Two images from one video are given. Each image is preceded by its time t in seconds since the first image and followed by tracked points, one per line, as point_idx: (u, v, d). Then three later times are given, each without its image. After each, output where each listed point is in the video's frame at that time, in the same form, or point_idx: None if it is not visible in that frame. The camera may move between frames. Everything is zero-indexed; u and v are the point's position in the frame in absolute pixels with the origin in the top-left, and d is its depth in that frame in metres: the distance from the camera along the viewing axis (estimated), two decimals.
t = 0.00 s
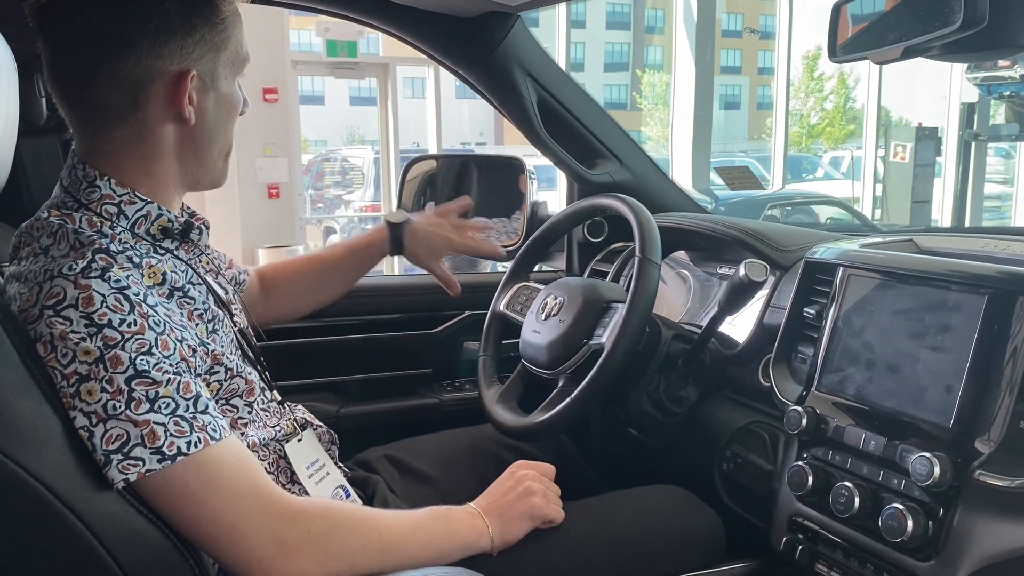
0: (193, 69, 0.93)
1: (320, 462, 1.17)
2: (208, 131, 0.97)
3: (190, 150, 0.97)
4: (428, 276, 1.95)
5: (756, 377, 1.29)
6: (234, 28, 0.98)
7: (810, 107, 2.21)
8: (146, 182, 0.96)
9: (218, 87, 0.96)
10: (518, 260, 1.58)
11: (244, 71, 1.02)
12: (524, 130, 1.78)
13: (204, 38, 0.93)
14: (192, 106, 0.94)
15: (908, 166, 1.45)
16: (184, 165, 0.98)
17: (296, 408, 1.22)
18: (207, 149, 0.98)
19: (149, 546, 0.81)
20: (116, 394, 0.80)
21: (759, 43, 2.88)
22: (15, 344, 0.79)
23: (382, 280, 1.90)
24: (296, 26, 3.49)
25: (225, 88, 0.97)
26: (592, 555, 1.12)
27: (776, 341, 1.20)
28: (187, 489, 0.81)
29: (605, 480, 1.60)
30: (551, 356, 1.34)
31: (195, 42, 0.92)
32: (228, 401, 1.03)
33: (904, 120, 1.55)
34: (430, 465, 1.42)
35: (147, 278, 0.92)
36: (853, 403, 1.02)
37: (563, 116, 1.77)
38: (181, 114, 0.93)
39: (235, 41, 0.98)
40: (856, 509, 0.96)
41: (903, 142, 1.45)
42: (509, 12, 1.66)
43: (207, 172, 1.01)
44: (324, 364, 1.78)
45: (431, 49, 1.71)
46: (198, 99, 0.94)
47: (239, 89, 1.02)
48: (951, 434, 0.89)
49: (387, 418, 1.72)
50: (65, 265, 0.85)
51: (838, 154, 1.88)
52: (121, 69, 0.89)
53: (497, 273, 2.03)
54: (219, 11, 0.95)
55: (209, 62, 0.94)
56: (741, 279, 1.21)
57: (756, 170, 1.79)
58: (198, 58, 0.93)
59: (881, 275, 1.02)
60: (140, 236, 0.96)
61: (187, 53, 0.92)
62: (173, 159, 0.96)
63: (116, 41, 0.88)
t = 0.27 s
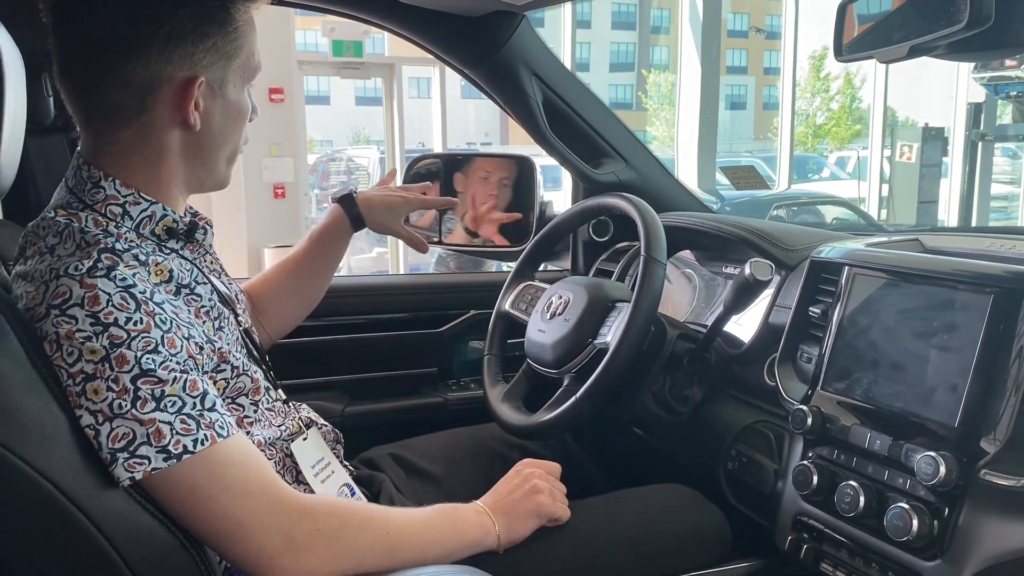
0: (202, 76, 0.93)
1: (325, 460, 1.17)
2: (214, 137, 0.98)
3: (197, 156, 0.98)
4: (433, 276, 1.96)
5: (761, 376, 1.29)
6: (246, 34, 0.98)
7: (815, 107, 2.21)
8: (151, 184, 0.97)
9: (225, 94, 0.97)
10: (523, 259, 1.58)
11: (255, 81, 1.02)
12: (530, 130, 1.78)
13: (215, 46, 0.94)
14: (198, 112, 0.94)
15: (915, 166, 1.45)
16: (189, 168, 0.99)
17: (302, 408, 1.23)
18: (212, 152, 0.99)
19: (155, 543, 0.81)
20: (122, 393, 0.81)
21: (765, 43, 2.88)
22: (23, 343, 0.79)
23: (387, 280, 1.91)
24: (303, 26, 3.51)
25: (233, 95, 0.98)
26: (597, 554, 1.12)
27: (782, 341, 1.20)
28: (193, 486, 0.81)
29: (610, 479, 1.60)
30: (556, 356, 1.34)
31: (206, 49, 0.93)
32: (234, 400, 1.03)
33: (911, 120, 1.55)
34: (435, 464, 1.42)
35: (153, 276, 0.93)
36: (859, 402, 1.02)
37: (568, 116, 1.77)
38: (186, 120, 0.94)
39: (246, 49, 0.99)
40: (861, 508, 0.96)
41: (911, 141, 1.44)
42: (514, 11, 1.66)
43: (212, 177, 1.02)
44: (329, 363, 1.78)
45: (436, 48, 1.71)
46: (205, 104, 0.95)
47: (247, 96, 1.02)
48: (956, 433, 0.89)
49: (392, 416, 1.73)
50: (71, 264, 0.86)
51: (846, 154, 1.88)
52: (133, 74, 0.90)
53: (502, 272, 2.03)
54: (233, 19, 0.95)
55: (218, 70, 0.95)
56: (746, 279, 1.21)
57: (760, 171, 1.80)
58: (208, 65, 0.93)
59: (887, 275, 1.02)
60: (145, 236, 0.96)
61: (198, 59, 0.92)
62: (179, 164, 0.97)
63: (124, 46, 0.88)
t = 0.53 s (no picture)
0: (226, 78, 0.94)
1: (331, 463, 1.17)
2: (235, 141, 0.98)
3: (214, 157, 0.98)
4: (437, 275, 1.96)
5: (765, 376, 1.29)
6: (274, 41, 0.98)
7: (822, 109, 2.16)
8: (167, 182, 0.97)
9: (248, 99, 0.97)
10: (527, 259, 1.58)
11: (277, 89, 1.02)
12: (534, 130, 1.78)
13: (242, 50, 0.94)
14: (221, 113, 0.95)
15: (919, 167, 1.46)
16: (205, 170, 0.98)
17: (305, 408, 1.24)
18: (231, 155, 0.98)
19: (160, 540, 0.81)
20: (129, 389, 0.81)
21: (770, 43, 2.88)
22: (26, 341, 0.80)
23: (391, 279, 1.91)
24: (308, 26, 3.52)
25: (256, 102, 0.98)
26: (599, 554, 1.12)
27: (785, 341, 1.20)
28: (197, 483, 0.82)
29: (613, 480, 1.60)
30: (559, 355, 1.34)
31: (233, 53, 0.93)
32: (238, 400, 1.03)
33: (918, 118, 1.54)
34: (438, 463, 1.43)
35: (160, 276, 0.93)
36: (862, 403, 1.02)
37: (573, 116, 1.77)
38: (208, 120, 0.94)
39: (271, 57, 0.99)
40: (865, 508, 0.96)
41: (915, 142, 1.46)
42: (518, 11, 1.66)
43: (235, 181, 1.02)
44: (333, 362, 1.79)
45: (441, 48, 1.71)
46: (227, 107, 0.95)
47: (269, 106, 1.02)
48: (960, 433, 0.89)
49: (395, 416, 1.73)
50: (80, 262, 0.86)
51: (850, 154, 1.84)
52: (159, 71, 0.91)
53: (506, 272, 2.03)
54: (261, 27, 0.95)
55: (243, 75, 0.95)
56: (750, 278, 1.21)
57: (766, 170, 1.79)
58: (233, 69, 0.94)
59: (891, 275, 1.02)
60: (155, 235, 0.97)
61: (224, 62, 0.93)
62: (195, 164, 0.97)
63: (150, 42, 0.90)
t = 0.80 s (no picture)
0: (245, 79, 0.95)
1: (333, 471, 1.18)
2: (249, 143, 0.98)
3: (228, 157, 0.98)
4: (440, 276, 1.96)
5: (767, 378, 1.28)
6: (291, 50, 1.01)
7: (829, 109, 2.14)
8: (180, 179, 0.97)
9: (263, 104, 0.98)
10: (529, 260, 1.58)
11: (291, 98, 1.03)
12: (537, 131, 1.79)
13: (261, 53, 0.96)
14: (237, 113, 0.96)
15: (925, 168, 1.44)
16: (218, 170, 0.99)
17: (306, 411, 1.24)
18: (244, 159, 0.99)
19: (160, 541, 0.82)
20: (134, 389, 0.81)
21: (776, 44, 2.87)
22: (27, 342, 0.80)
23: (394, 280, 1.91)
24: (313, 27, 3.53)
25: (270, 106, 0.99)
26: (599, 556, 1.12)
27: (786, 343, 1.20)
28: (200, 484, 0.82)
29: (615, 481, 1.60)
30: (561, 357, 1.34)
31: (252, 55, 0.95)
32: (238, 403, 1.04)
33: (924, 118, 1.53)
34: (439, 464, 1.43)
35: (166, 279, 0.93)
36: (862, 406, 1.02)
37: (575, 117, 1.77)
38: (225, 119, 0.95)
39: (288, 65, 1.01)
40: (865, 511, 0.95)
41: (921, 142, 1.44)
42: (521, 12, 1.66)
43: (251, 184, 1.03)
44: (335, 363, 1.79)
45: (445, 50, 1.71)
46: (244, 109, 0.96)
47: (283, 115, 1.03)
48: (961, 436, 0.89)
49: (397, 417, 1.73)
50: (87, 261, 0.86)
51: (854, 155, 1.89)
52: (184, 65, 0.92)
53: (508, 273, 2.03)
54: (280, 34, 0.98)
55: (260, 79, 0.97)
56: (750, 281, 1.22)
57: (769, 171, 1.77)
58: (252, 71, 0.96)
59: (893, 277, 1.01)
60: (164, 233, 0.97)
61: (245, 63, 0.95)
62: (208, 164, 0.98)
63: (182, 39, 0.91)
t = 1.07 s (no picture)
0: (246, 81, 0.95)
1: (338, 470, 1.18)
2: (250, 145, 0.99)
3: (229, 158, 0.99)
4: (444, 277, 1.96)
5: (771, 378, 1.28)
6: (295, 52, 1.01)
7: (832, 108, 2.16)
8: (183, 182, 0.98)
9: (265, 106, 0.98)
10: (533, 260, 1.58)
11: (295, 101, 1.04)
12: (541, 131, 1.79)
13: (263, 55, 0.96)
14: (238, 116, 0.96)
15: (931, 169, 1.43)
16: (220, 170, 0.99)
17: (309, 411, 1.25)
18: (246, 161, 1.00)
19: (163, 540, 0.82)
20: (137, 389, 0.82)
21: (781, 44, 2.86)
22: (32, 341, 0.81)
23: (398, 280, 1.92)
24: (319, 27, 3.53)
25: (273, 108, 0.99)
26: (602, 556, 1.12)
27: (790, 343, 1.20)
28: (202, 484, 0.82)
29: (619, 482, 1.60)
30: (565, 357, 1.34)
31: (254, 58, 0.95)
32: (241, 402, 1.04)
33: (929, 119, 1.53)
34: (443, 464, 1.43)
35: (169, 280, 0.93)
36: (866, 406, 1.01)
37: (579, 118, 1.77)
38: (225, 121, 0.95)
39: (292, 67, 1.01)
40: (869, 511, 0.95)
41: (928, 142, 1.42)
42: (525, 12, 1.66)
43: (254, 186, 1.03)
44: (340, 363, 1.80)
45: (449, 50, 1.72)
46: (245, 110, 0.96)
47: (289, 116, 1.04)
48: (965, 437, 0.89)
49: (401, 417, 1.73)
50: (90, 263, 0.87)
51: (861, 156, 1.80)
52: (185, 67, 0.92)
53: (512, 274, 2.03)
54: (283, 36, 0.98)
55: (262, 82, 0.97)
56: (756, 282, 1.21)
57: (774, 171, 1.77)
58: (253, 73, 0.96)
59: (898, 278, 1.01)
60: (167, 234, 0.97)
61: (245, 65, 0.95)
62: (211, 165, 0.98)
63: (184, 40, 0.92)
